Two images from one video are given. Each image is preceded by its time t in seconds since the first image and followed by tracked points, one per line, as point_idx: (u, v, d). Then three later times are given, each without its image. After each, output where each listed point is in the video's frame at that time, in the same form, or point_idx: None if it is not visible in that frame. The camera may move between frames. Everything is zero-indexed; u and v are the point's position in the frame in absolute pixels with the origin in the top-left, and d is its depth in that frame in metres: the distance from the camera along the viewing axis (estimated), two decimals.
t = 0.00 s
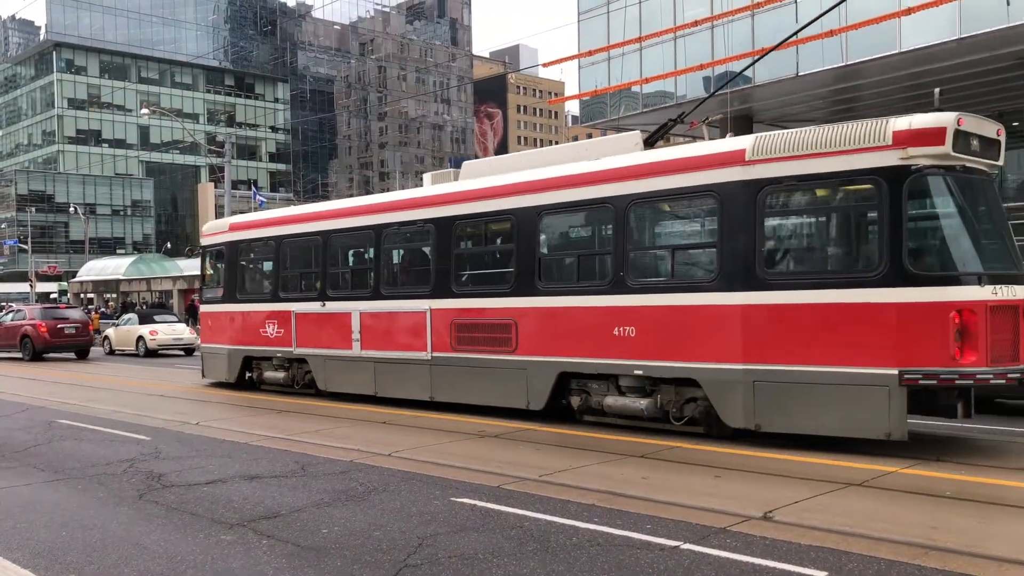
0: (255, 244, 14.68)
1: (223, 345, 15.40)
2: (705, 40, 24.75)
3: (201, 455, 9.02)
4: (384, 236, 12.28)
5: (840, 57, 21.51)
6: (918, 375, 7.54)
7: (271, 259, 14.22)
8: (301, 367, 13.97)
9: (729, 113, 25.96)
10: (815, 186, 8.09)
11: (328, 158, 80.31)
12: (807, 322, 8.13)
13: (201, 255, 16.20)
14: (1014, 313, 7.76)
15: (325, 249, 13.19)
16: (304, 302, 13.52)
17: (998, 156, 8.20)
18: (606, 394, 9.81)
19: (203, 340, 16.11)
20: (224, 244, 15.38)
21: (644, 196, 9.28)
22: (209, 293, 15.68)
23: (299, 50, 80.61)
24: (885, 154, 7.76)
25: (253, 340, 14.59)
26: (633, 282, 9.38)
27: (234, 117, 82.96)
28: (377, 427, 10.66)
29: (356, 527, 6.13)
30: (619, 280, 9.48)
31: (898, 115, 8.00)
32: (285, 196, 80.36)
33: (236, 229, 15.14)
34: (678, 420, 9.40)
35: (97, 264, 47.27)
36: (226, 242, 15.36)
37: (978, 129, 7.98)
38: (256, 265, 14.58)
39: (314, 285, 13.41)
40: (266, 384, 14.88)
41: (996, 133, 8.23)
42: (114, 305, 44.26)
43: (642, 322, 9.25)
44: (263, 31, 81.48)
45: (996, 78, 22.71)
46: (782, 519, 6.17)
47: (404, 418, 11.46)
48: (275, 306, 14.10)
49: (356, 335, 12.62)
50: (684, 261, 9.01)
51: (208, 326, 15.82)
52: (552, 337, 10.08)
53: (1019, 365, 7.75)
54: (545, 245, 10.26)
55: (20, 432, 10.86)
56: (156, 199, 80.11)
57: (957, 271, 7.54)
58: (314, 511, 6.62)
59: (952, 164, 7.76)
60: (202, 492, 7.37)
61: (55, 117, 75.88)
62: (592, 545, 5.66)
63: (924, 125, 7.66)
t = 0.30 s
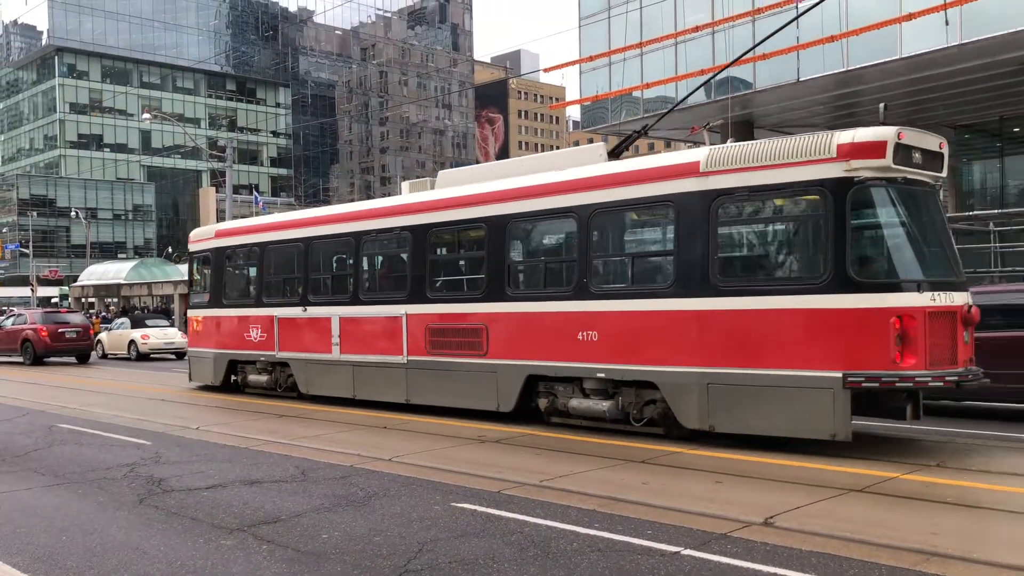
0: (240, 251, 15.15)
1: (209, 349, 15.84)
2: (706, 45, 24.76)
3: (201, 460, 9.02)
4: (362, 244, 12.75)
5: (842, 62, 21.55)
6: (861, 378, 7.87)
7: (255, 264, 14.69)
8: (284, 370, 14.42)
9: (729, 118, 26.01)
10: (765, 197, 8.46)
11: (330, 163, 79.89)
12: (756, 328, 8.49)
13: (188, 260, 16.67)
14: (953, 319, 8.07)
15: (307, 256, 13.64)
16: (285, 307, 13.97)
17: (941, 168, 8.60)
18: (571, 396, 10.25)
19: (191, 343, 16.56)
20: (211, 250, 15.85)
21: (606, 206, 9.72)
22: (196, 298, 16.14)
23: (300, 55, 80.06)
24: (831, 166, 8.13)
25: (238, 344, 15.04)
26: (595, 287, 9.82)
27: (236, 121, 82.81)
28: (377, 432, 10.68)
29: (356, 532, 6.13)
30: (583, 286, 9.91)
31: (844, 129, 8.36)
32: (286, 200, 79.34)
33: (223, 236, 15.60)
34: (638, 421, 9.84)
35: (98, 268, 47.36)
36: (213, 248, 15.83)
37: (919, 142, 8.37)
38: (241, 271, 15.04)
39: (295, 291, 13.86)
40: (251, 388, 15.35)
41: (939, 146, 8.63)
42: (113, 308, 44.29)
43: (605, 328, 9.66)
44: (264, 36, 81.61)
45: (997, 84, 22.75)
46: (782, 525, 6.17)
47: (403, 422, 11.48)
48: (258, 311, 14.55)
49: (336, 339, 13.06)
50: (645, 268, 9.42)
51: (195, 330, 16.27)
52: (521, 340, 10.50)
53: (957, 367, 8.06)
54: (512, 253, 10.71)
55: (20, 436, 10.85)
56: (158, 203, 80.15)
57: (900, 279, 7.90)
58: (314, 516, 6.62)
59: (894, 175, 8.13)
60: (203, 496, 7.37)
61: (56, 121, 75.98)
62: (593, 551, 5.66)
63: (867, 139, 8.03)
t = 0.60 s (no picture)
0: (228, 257, 15.26)
1: (198, 352, 15.94)
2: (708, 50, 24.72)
3: (202, 463, 9.02)
4: (345, 250, 13.02)
5: (844, 67, 21.50)
6: (817, 382, 8.12)
7: (243, 269, 14.86)
8: (271, 372, 14.57)
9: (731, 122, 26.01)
10: (726, 207, 8.74)
11: (332, 167, 79.50)
12: (716, 332, 8.73)
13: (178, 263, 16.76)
14: (903, 324, 8.43)
15: (292, 262, 13.87)
16: (273, 311, 14.16)
17: (897, 178, 8.97)
18: (544, 398, 10.51)
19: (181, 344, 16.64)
20: (200, 255, 15.96)
21: (577, 214, 9.98)
22: (187, 301, 16.22)
23: (303, 60, 80.66)
24: (788, 176, 8.37)
25: (227, 347, 15.16)
26: (567, 293, 10.07)
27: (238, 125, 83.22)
28: (379, 436, 10.67)
29: (357, 536, 6.13)
30: (554, 292, 10.18)
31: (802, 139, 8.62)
32: (288, 204, 80.30)
33: (212, 240, 15.70)
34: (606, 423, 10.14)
35: (101, 271, 47.45)
36: (202, 252, 15.92)
37: (873, 153, 8.69)
38: (231, 275, 15.17)
39: (281, 295, 14.07)
40: (238, 390, 15.44)
41: (893, 157, 8.96)
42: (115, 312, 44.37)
43: (575, 332, 9.92)
44: (266, 40, 81.70)
45: (999, 89, 22.72)
46: (785, 530, 6.15)
47: (405, 426, 11.47)
48: (247, 314, 14.72)
49: (321, 343, 13.26)
50: (613, 274, 9.69)
51: (184, 333, 16.36)
52: (496, 344, 10.75)
53: (908, 371, 8.40)
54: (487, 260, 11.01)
55: (22, 439, 10.85)
56: (160, 207, 80.23)
57: (855, 285, 8.19)
58: (314, 520, 6.60)
59: (849, 186, 8.45)
60: (204, 500, 7.37)
61: (59, 125, 76.48)
62: (594, 556, 5.64)
63: (823, 150, 8.31)
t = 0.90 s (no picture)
0: (221, 260, 15.30)
1: (191, 353, 15.96)
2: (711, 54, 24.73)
3: (205, 465, 9.04)
4: (334, 254, 13.07)
5: (848, 70, 21.46)
6: (782, 383, 8.36)
7: (235, 272, 14.89)
8: (262, 374, 14.59)
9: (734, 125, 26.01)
10: (696, 213, 8.98)
11: (335, 169, 79.97)
12: (688, 335, 8.97)
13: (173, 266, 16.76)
14: (867, 327, 8.58)
15: (282, 266, 13.92)
16: (263, 314, 14.21)
17: (863, 186, 9.18)
18: (523, 400, 10.71)
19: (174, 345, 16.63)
20: (193, 258, 15.98)
21: (559, 220, 10.16)
22: (181, 303, 16.22)
23: (307, 62, 81.37)
24: (754, 185, 8.64)
25: (220, 349, 15.19)
26: (545, 297, 10.26)
27: (243, 128, 83.26)
28: (382, 438, 10.67)
29: (360, 539, 6.12)
30: (532, 295, 10.38)
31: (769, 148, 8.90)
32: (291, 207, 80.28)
33: (205, 243, 15.74)
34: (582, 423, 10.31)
35: (104, 274, 47.46)
36: (196, 255, 15.93)
37: (841, 161, 8.94)
38: (224, 279, 15.18)
39: (270, 298, 14.13)
40: (230, 391, 15.43)
41: (861, 165, 9.18)
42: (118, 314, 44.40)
43: (552, 335, 10.12)
44: (270, 43, 81.74)
45: (1003, 92, 22.69)
46: (788, 534, 6.14)
47: (407, 428, 11.45)
48: (238, 316, 14.76)
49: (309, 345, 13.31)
50: (590, 278, 9.89)
51: (179, 334, 16.38)
52: (479, 347, 10.88)
53: (872, 373, 8.54)
54: (470, 265, 11.15)
55: (25, 441, 10.86)
56: (164, 209, 80.32)
57: (820, 290, 8.45)
58: (317, 523, 6.60)
59: (815, 194, 8.69)
60: (207, 502, 7.36)
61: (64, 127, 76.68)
62: (597, 559, 5.63)
63: (788, 159, 8.59)
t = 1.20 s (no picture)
0: (216, 263, 15.32)
1: (187, 353, 15.95)
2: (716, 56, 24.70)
3: (209, 466, 9.04)
4: (326, 257, 13.07)
5: (855, 73, 21.46)
6: (756, 384, 8.44)
7: (230, 274, 14.90)
8: (256, 374, 14.60)
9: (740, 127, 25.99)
10: (672, 219, 9.08)
11: (340, 170, 80.12)
12: (666, 338, 9.04)
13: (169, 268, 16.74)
14: (839, 331, 8.67)
15: (275, 268, 13.94)
16: (257, 316, 14.23)
17: (837, 193, 9.31)
18: (508, 400, 10.77)
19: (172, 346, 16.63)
20: (189, 260, 15.98)
21: (543, 224, 10.23)
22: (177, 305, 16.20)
23: (312, 64, 81.58)
24: (728, 190, 8.72)
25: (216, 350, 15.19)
26: (529, 299, 10.33)
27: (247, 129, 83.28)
28: (387, 440, 10.67)
29: (364, 540, 6.12)
30: (516, 298, 10.45)
31: (744, 156, 8.98)
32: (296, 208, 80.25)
33: (202, 246, 15.74)
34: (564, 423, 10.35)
35: (109, 275, 47.47)
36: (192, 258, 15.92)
37: (815, 168, 9.06)
38: (219, 281, 15.20)
39: (264, 300, 14.13)
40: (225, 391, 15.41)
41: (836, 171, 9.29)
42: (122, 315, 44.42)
43: (535, 336, 10.18)
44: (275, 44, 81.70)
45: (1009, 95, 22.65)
46: (793, 537, 6.12)
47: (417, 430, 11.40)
48: (233, 317, 14.78)
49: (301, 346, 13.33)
50: (573, 281, 9.95)
51: (175, 335, 16.38)
52: (465, 348, 10.91)
53: (845, 375, 8.64)
54: (457, 268, 11.18)
55: (30, 441, 10.87)
56: (168, 210, 80.40)
57: (793, 294, 8.55)
58: (321, 524, 6.60)
59: (788, 200, 8.80)
60: (212, 503, 7.37)
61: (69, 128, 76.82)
62: (601, 562, 5.62)
63: (762, 166, 8.67)
